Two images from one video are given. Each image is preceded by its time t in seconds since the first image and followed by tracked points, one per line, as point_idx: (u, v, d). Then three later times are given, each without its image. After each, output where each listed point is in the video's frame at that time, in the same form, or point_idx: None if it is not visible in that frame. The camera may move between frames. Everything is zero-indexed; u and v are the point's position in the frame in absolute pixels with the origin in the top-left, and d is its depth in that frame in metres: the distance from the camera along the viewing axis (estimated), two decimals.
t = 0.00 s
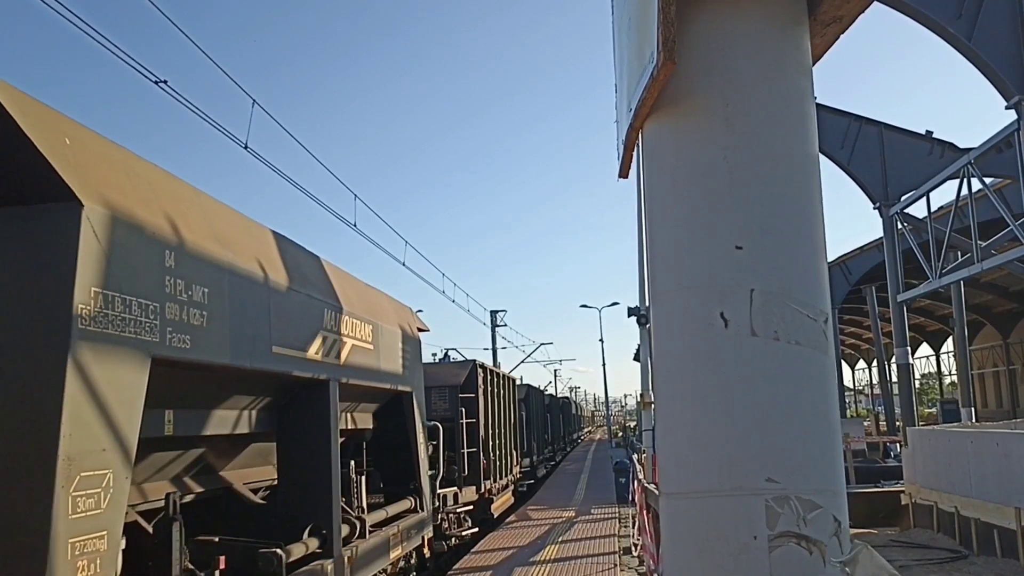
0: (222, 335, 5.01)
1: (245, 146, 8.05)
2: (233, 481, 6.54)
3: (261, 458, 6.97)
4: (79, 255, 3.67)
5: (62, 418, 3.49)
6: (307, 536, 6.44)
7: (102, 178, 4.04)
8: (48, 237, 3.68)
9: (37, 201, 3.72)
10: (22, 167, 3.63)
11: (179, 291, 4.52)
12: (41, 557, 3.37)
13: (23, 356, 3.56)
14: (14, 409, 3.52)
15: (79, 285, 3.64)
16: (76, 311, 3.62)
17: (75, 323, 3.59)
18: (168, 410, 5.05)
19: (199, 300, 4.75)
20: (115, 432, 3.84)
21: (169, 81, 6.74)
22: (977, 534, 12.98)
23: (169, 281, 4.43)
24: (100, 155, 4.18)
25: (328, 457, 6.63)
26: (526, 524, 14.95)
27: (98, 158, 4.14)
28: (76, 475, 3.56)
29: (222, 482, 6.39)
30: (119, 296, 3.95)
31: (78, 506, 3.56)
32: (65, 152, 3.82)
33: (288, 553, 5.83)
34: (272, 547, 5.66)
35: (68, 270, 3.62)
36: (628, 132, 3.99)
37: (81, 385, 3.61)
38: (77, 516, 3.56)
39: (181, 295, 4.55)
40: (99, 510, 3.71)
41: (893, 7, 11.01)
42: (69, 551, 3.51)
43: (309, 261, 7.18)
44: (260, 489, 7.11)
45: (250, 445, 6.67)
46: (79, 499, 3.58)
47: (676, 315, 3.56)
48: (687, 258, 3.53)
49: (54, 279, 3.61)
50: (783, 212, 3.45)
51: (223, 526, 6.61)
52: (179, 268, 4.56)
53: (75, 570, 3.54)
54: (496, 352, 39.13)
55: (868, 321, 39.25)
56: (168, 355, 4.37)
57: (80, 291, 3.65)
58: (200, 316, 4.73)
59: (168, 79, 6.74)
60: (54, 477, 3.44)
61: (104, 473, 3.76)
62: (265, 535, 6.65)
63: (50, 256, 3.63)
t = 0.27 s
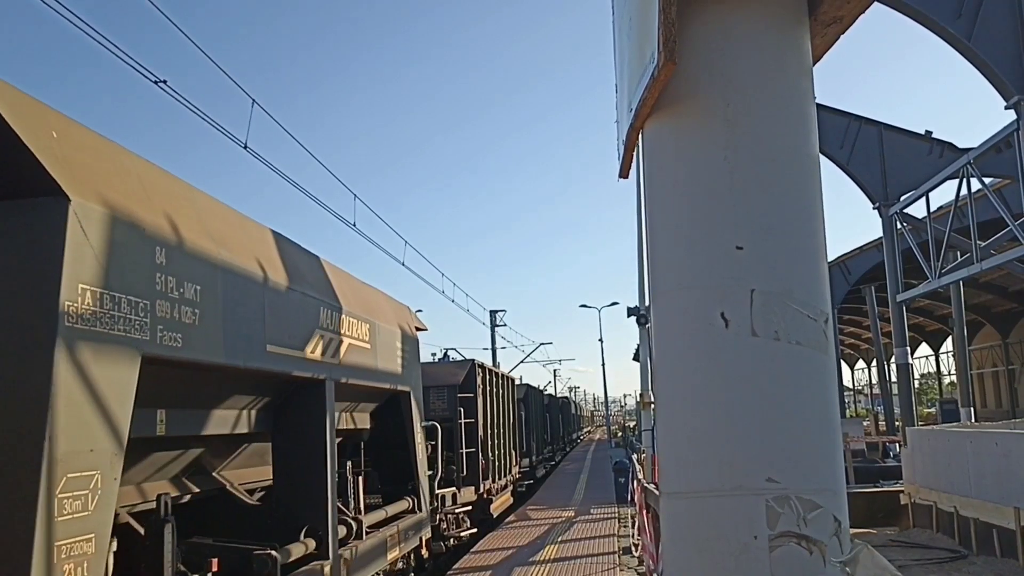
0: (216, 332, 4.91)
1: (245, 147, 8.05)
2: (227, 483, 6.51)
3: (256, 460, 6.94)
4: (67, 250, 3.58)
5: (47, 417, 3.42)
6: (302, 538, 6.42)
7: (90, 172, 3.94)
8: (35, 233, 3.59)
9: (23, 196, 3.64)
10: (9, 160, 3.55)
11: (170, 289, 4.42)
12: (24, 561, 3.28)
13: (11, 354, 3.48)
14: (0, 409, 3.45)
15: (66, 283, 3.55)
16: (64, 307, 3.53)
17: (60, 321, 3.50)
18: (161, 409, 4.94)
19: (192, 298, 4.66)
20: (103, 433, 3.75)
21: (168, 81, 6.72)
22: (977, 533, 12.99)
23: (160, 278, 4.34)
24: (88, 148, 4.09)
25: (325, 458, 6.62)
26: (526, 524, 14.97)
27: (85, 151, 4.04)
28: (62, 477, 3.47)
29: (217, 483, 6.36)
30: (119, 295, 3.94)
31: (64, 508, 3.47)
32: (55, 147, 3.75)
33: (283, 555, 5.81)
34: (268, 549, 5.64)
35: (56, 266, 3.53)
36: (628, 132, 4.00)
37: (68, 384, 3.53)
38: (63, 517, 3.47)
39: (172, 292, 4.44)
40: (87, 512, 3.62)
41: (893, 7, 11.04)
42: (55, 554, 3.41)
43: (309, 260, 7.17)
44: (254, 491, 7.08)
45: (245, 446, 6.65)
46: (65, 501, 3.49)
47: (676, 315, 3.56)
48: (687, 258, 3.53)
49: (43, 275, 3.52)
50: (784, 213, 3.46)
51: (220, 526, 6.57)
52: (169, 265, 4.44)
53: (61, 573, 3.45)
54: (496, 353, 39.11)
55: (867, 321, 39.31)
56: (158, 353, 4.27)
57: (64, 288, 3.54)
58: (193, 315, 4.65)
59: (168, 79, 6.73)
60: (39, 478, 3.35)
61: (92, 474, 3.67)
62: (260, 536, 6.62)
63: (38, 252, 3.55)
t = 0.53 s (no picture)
0: (210, 330, 4.83)
1: (244, 146, 8.04)
2: (221, 484, 6.49)
3: (250, 461, 6.91)
4: (57, 247, 3.51)
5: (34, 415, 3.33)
6: (298, 538, 6.40)
7: (81, 168, 3.88)
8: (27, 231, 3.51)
9: (16, 188, 3.56)
10: None
11: (162, 286, 4.34)
12: (11, 563, 3.17)
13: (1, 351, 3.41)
14: None
15: (54, 280, 3.47)
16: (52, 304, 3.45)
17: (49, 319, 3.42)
18: (154, 409, 4.88)
19: (185, 296, 4.58)
20: (91, 433, 3.66)
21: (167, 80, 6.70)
22: (977, 533, 12.98)
23: (151, 275, 4.25)
24: (80, 144, 4.03)
25: (321, 458, 6.59)
26: (525, 524, 14.98)
27: (75, 146, 3.96)
28: (50, 477, 3.37)
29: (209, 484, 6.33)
30: (119, 295, 3.94)
31: (52, 510, 3.37)
32: (49, 145, 3.70)
33: (279, 556, 5.79)
34: (264, 550, 5.63)
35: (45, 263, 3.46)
36: (628, 131, 3.99)
37: (54, 383, 3.45)
38: (51, 518, 3.37)
39: (164, 289, 4.36)
40: (76, 514, 3.52)
41: (893, 7, 11.04)
42: (44, 556, 3.30)
43: (309, 260, 7.16)
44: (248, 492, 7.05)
45: (239, 448, 6.64)
46: (53, 502, 3.39)
47: (676, 314, 3.55)
48: (688, 257, 3.52)
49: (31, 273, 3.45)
50: (784, 212, 3.45)
51: (216, 525, 6.55)
52: (161, 261, 4.36)
53: None
54: (495, 352, 39.10)
55: (866, 321, 39.33)
56: (149, 351, 4.19)
57: (54, 286, 3.47)
58: (185, 312, 4.57)
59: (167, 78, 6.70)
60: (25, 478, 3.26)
61: (81, 474, 3.58)
62: (256, 537, 6.58)
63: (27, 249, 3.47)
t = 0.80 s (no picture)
0: (206, 329, 4.80)
1: (244, 146, 8.04)
2: (219, 484, 6.48)
3: (247, 460, 6.90)
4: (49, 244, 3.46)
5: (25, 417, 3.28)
6: (296, 539, 6.38)
7: (79, 167, 3.85)
8: (17, 227, 3.45)
9: (8, 186, 3.50)
10: None
11: (156, 284, 4.29)
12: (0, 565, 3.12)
13: None
14: None
15: (46, 278, 3.42)
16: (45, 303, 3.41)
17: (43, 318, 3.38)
18: (149, 409, 4.84)
19: (180, 294, 4.54)
20: (83, 433, 3.62)
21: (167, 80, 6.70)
22: (976, 533, 12.98)
23: (145, 273, 4.20)
24: (78, 142, 4.01)
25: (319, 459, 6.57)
26: (525, 524, 14.97)
27: (71, 143, 3.93)
28: (42, 478, 3.33)
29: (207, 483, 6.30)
30: (119, 295, 3.94)
31: (43, 511, 3.33)
32: (49, 146, 3.69)
33: (276, 557, 5.78)
34: (261, 550, 5.62)
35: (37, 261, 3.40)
36: (629, 131, 3.99)
37: (46, 382, 3.40)
38: (41, 520, 3.32)
39: (159, 288, 4.31)
40: (67, 515, 3.48)
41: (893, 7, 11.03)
42: (34, 559, 3.26)
43: (307, 260, 7.15)
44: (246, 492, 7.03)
45: (237, 447, 6.62)
46: (44, 504, 3.34)
47: (677, 314, 3.55)
48: (689, 257, 3.52)
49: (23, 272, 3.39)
50: (784, 212, 3.45)
51: (215, 525, 6.54)
52: (156, 260, 4.32)
53: None
54: (495, 352, 39.09)
55: (866, 321, 39.33)
56: (143, 350, 4.14)
57: (46, 284, 3.43)
58: (181, 311, 4.53)
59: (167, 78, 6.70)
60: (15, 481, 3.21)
61: (74, 474, 3.53)
62: (254, 537, 6.56)
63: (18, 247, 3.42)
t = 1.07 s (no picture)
0: (203, 328, 4.78)
1: (245, 146, 8.04)
2: (217, 484, 6.51)
3: (246, 461, 6.90)
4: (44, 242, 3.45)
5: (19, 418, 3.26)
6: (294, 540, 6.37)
7: (77, 166, 3.85)
8: (13, 225, 3.43)
9: (6, 186, 3.48)
10: None
11: (153, 282, 4.27)
12: None
13: None
14: None
15: (41, 276, 3.41)
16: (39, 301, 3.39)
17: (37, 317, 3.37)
18: (146, 409, 4.83)
19: (178, 293, 4.53)
20: (78, 432, 3.60)
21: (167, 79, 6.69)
22: (976, 533, 12.99)
23: (142, 271, 4.18)
24: (77, 141, 4.00)
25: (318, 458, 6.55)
26: (525, 523, 14.98)
27: (69, 142, 3.93)
28: (36, 478, 3.31)
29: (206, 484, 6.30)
30: (119, 295, 3.94)
31: (37, 512, 3.30)
32: (48, 146, 3.69)
33: (274, 557, 5.77)
34: (258, 550, 5.63)
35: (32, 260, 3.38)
36: (630, 131, 4.00)
37: (41, 382, 3.39)
38: (37, 521, 3.30)
39: (155, 286, 4.29)
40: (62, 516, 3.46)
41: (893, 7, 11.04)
42: (30, 560, 3.24)
43: (308, 259, 7.15)
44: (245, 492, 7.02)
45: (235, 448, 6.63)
46: (38, 504, 3.32)
47: (678, 314, 3.55)
48: (689, 257, 3.52)
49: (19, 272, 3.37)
50: (784, 211, 3.45)
51: (215, 525, 6.55)
52: (152, 258, 4.29)
53: None
54: (494, 352, 39.08)
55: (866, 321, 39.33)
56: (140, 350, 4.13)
57: (42, 282, 3.41)
58: (179, 310, 4.52)
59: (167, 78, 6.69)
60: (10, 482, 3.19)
61: (69, 475, 3.52)
62: (252, 537, 6.55)
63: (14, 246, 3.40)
